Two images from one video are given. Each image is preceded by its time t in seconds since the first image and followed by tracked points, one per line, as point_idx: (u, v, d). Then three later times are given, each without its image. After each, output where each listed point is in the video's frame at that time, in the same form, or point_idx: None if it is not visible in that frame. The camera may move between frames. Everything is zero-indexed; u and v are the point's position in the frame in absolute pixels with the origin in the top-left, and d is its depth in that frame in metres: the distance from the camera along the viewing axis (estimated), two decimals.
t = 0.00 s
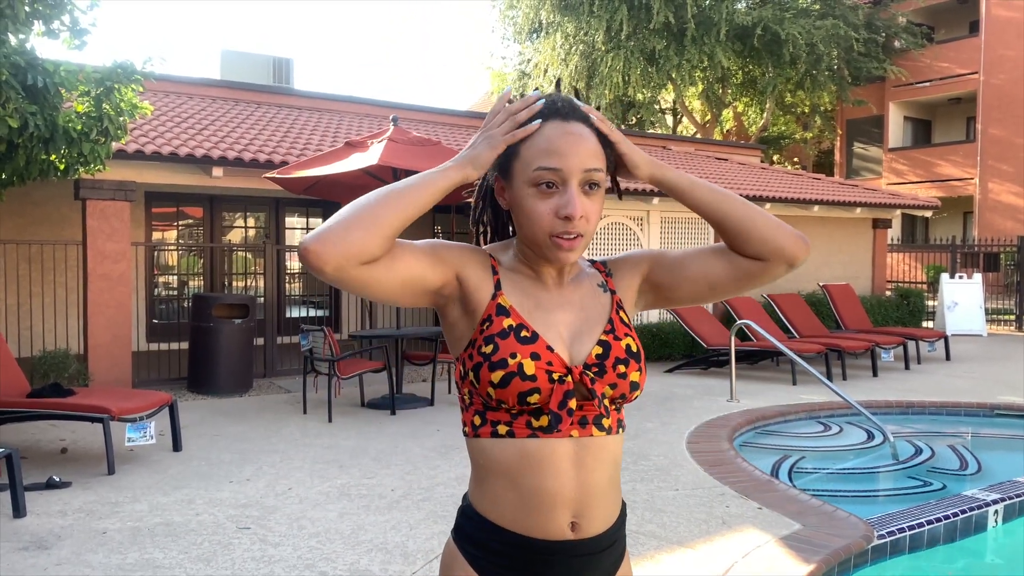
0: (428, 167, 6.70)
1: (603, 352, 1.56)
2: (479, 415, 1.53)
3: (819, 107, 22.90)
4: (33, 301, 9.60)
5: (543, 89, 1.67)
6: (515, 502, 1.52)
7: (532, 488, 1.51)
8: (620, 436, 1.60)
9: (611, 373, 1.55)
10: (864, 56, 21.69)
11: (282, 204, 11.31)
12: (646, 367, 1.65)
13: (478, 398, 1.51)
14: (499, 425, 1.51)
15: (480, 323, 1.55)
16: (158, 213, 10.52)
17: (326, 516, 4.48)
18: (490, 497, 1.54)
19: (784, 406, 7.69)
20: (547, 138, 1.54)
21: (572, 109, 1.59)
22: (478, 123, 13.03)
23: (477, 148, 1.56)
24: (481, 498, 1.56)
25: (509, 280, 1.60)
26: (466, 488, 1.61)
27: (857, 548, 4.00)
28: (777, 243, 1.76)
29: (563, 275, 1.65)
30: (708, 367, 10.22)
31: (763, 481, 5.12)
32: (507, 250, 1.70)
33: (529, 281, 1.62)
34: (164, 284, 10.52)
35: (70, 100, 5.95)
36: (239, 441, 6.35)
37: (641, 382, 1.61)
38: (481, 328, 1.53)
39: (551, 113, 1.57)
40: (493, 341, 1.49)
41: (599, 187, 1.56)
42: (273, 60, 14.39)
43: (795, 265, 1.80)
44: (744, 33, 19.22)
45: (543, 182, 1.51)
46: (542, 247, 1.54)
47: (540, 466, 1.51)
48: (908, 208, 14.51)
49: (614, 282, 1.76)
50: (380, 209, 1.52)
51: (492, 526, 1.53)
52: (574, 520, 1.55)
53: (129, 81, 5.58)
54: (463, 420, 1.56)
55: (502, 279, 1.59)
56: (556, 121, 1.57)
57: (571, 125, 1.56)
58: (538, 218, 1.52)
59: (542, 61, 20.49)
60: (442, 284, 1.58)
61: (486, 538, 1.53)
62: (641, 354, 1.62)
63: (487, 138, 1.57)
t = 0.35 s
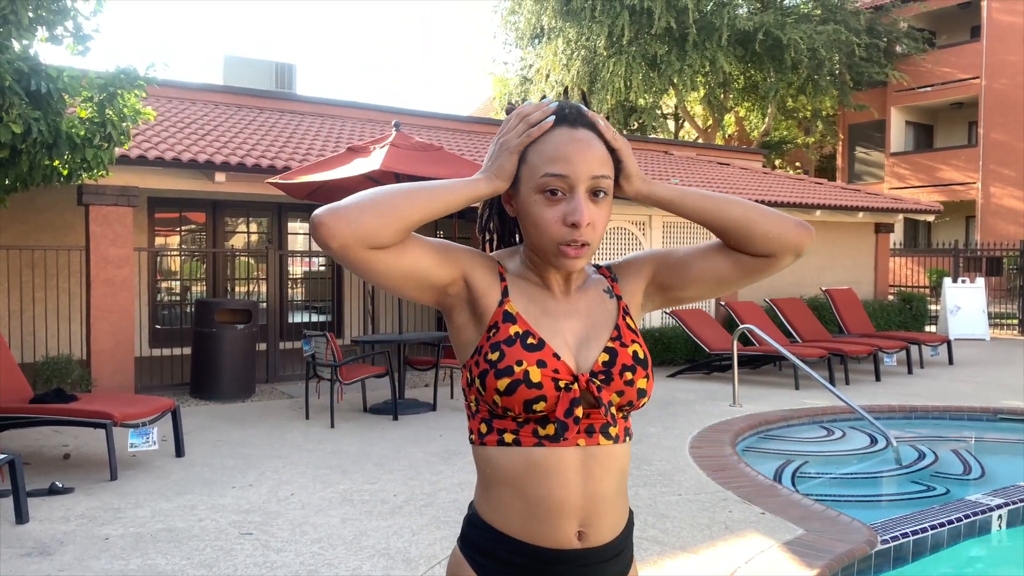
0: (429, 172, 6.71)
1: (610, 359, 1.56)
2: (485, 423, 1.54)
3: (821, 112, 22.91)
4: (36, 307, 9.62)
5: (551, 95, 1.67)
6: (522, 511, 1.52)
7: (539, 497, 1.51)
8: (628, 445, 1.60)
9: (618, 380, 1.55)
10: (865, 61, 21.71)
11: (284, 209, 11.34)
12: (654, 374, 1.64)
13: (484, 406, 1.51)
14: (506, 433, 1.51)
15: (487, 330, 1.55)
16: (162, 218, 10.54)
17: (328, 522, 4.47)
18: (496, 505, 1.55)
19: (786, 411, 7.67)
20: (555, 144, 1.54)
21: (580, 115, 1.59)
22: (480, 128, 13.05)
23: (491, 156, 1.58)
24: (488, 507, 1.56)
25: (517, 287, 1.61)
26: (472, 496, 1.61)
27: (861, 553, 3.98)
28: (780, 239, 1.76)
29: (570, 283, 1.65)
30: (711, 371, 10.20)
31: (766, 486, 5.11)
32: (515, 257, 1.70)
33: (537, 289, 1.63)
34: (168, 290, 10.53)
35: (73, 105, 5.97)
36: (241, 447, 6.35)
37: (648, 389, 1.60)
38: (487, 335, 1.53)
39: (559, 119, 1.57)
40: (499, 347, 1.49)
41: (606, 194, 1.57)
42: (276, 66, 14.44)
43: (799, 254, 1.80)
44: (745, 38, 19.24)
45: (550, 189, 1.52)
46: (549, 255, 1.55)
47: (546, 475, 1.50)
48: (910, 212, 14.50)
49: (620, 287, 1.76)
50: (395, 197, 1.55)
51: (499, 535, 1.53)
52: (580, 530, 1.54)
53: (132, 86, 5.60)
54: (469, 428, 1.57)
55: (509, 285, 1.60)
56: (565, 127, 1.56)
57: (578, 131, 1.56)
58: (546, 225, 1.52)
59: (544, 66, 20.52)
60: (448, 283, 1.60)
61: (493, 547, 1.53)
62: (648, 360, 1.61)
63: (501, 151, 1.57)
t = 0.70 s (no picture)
0: (426, 176, 6.72)
1: (607, 369, 1.55)
2: (484, 434, 1.54)
3: (817, 115, 22.97)
4: (32, 312, 9.59)
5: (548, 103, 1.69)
6: (520, 524, 1.53)
7: (537, 511, 1.51)
8: (627, 457, 1.59)
9: (615, 391, 1.54)
10: (861, 64, 21.77)
11: (281, 213, 11.34)
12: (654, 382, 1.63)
13: (482, 417, 1.52)
14: (503, 445, 1.51)
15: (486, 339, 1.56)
16: (158, 223, 10.53)
17: (325, 527, 4.46)
18: (495, 517, 1.56)
19: (783, 414, 7.67)
20: (549, 147, 1.54)
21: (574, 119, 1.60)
22: (477, 132, 13.07)
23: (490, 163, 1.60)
24: (487, 518, 1.57)
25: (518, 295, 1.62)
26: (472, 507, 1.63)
27: (858, 555, 3.98)
28: (776, 209, 1.75)
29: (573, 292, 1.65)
30: (708, 375, 10.21)
31: (763, 489, 5.11)
32: (516, 266, 1.71)
33: (539, 298, 1.63)
34: (163, 294, 10.52)
35: (69, 111, 5.97)
36: (238, 452, 6.34)
37: (647, 398, 1.59)
38: (486, 344, 1.54)
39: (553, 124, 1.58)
40: (496, 358, 1.49)
41: (605, 195, 1.57)
42: (273, 71, 14.44)
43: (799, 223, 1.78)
44: (741, 41, 19.28)
45: (545, 192, 1.52)
46: (548, 259, 1.54)
47: (544, 489, 1.51)
48: (906, 215, 14.54)
49: (621, 288, 1.76)
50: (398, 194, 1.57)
51: (496, 547, 1.54)
52: (579, 544, 1.54)
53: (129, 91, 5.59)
54: (469, 439, 1.58)
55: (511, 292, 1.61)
56: (559, 132, 1.57)
57: (572, 134, 1.56)
58: (542, 228, 1.52)
59: (540, 70, 20.54)
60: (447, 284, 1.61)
61: (491, 559, 1.54)
62: (647, 368, 1.60)
63: (498, 158, 1.59)
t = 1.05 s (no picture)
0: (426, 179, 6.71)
1: (614, 342, 1.56)
2: (490, 415, 1.54)
3: (815, 117, 23.01)
4: (32, 314, 9.60)
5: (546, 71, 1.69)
6: (526, 507, 1.52)
7: (543, 495, 1.51)
8: (634, 438, 1.60)
9: (623, 364, 1.54)
10: (859, 66, 21.79)
11: (280, 216, 11.34)
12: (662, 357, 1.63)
13: (489, 395, 1.52)
14: (509, 425, 1.51)
15: (491, 314, 1.56)
16: (158, 226, 10.54)
17: (325, 530, 4.46)
18: (500, 501, 1.55)
19: (783, 416, 7.67)
20: (547, 113, 1.55)
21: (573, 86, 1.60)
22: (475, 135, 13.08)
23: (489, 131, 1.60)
24: (491, 503, 1.57)
25: (521, 267, 1.62)
26: (476, 492, 1.62)
27: (858, 557, 3.99)
28: (782, 165, 1.76)
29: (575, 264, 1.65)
30: (707, 377, 10.21)
31: (763, 492, 5.11)
32: (517, 241, 1.71)
33: (541, 270, 1.64)
34: (163, 297, 10.53)
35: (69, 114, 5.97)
36: (237, 454, 6.33)
37: (656, 372, 1.59)
38: (491, 319, 1.54)
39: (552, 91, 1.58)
40: (501, 332, 1.49)
41: (605, 160, 1.57)
42: (272, 73, 14.45)
43: (804, 179, 1.78)
44: (740, 44, 19.28)
45: (545, 158, 1.52)
46: (549, 225, 1.55)
47: (552, 471, 1.51)
48: (905, 217, 14.55)
49: (625, 260, 1.76)
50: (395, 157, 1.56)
51: (502, 532, 1.54)
52: (585, 526, 1.55)
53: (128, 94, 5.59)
54: (473, 419, 1.58)
55: (513, 265, 1.61)
56: (558, 97, 1.57)
57: (570, 100, 1.56)
58: (540, 194, 1.53)
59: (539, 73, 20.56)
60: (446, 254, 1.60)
61: (496, 544, 1.54)
62: (654, 342, 1.61)
63: (497, 127, 1.59)
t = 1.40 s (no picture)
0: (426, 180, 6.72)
1: (614, 352, 1.57)
2: (487, 415, 1.54)
3: (815, 119, 23.02)
4: (32, 315, 9.60)
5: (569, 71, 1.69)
6: (520, 504, 1.52)
7: (538, 491, 1.51)
8: (628, 441, 1.61)
9: (623, 374, 1.56)
10: (859, 67, 21.80)
11: (280, 217, 11.35)
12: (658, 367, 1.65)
13: (487, 396, 1.52)
14: (507, 425, 1.51)
15: (494, 316, 1.55)
16: (158, 227, 10.54)
17: (325, 531, 4.46)
18: (493, 498, 1.55)
19: (783, 417, 7.68)
20: (573, 111, 1.55)
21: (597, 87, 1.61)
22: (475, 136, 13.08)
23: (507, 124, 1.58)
24: (484, 499, 1.56)
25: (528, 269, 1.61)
26: (467, 488, 1.62)
27: (858, 558, 3.99)
28: (798, 204, 1.78)
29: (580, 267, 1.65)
30: (707, 378, 10.21)
31: (763, 492, 5.11)
32: (523, 239, 1.70)
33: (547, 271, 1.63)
34: (163, 298, 10.53)
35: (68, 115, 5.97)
36: (237, 456, 6.33)
37: (652, 382, 1.61)
38: (494, 321, 1.53)
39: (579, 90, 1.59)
40: (505, 335, 1.49)
41: (625, 164, 1.57)
42: (272, 74, 14.46)
43: (817, 225, 1.81)
44: (740, 45, 19.28)
45: (569, 158, 1.52)
46: (566, 224, 1.54)
47: (547, 470, 1.51)
48: (905, 218, 14.55)
49: (627, 271, 1.77)
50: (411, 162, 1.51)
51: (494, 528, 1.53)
52: (578, 523, 1.55)
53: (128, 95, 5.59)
54: (468, 416, 1.57)
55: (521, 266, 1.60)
56: (583, 96, 1.58)
57: (597, 101, 1.57)
58: (561, 192, 1.52)
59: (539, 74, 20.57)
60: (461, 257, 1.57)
61: (489, 541, 1.53)
62: (652, 354, 1.63)
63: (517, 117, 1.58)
